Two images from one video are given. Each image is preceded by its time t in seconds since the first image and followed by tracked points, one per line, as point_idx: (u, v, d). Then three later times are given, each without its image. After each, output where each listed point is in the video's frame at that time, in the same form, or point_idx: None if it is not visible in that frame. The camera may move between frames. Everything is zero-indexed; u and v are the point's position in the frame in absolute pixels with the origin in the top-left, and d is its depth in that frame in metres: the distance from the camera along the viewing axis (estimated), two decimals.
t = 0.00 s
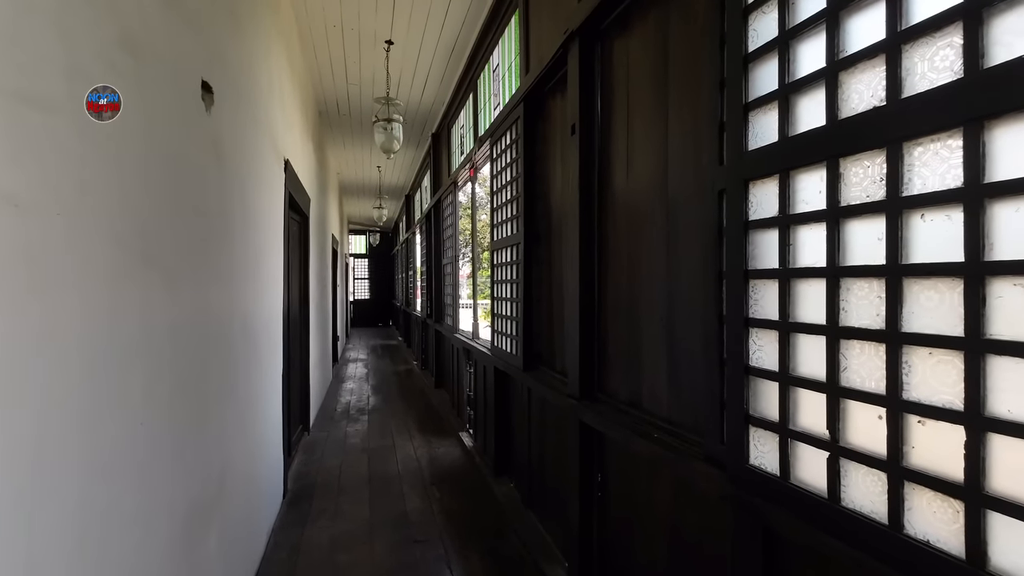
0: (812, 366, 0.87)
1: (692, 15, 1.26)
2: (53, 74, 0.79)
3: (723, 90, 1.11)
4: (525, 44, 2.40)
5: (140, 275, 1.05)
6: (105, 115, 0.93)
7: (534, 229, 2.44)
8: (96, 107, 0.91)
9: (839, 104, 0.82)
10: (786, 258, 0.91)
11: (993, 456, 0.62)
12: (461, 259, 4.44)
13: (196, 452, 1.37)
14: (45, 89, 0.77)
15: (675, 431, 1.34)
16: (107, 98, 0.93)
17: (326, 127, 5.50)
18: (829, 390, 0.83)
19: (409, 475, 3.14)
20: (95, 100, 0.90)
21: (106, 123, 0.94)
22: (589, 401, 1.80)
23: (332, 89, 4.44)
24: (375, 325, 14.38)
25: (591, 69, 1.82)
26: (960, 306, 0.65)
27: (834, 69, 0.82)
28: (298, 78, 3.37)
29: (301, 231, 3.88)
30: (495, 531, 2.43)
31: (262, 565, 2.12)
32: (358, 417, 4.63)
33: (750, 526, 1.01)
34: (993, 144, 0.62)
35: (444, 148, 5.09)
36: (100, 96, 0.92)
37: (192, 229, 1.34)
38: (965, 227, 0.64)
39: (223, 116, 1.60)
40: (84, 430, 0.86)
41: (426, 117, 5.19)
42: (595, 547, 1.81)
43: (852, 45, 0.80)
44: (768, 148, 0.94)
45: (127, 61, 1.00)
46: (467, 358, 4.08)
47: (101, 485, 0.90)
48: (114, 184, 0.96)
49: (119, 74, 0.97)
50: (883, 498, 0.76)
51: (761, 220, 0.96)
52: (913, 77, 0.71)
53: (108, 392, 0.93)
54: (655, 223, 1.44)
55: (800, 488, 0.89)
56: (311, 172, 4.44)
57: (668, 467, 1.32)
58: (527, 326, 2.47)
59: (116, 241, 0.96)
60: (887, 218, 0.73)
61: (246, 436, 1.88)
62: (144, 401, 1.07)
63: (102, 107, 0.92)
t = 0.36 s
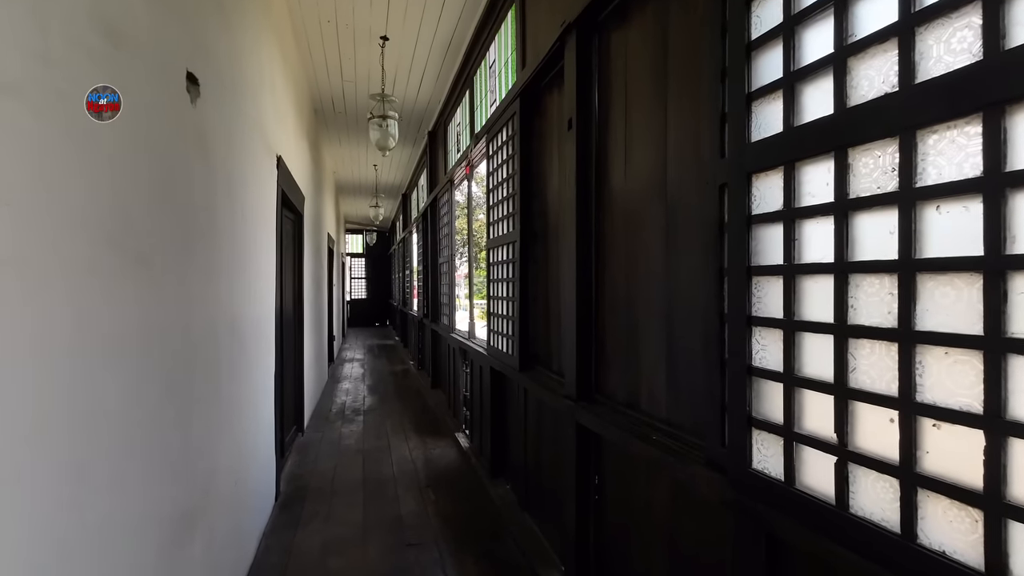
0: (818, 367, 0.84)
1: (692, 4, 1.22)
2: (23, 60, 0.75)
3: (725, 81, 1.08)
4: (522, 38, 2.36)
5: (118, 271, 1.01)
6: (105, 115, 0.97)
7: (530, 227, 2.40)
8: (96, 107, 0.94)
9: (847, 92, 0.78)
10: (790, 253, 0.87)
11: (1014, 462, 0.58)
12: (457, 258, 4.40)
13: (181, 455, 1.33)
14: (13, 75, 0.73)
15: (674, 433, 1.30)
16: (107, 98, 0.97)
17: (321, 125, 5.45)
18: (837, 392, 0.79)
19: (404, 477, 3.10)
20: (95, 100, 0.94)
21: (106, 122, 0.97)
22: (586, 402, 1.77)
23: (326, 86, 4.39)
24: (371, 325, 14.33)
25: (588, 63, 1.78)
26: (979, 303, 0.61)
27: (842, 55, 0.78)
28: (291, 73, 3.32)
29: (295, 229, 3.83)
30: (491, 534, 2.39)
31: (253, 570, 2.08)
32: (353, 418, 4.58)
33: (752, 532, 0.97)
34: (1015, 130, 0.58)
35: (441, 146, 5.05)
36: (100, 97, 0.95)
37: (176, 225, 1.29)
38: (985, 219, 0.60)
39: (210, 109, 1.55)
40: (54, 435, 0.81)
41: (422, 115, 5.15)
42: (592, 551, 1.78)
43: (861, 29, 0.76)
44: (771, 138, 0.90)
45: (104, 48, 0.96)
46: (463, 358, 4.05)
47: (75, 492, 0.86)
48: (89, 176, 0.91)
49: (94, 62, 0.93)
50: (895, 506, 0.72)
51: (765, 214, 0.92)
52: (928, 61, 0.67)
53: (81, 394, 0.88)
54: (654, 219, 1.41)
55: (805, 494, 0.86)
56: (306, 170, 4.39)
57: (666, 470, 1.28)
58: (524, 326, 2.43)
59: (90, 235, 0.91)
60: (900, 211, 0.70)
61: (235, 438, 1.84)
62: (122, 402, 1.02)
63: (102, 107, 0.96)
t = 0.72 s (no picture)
0: (836, 372, 0.78)
1: None
2: None
3: (734, 69, 1.02)
4: (521, 31, 2.30)
5: (94, 268, 0.95)
6: (105, 115, 1.00)
7: (529, 224, 2.35)
8: (96, 107, 0.97)
9: (870, 77, 0.72)
10: (806, 251, 0.82)
11: None
12: (455, 256, 4.34)
13: (169, 460, 1.26)
14: None
15: (678, 439, 1.24)
16: (107, 98, 0.99)
17: (318, 122, 5.39)
18: (858, 400, 0.74)
19: (400, 479, 3.04)
20: (95, 100, 0.97)
21: (106, 122, 1.00)
22: (585, 404, 1.71)
23: (322, 81, 4.32)
24: (370, 323, 14.26)
25: (589, 54, 1.72)
26: (1020, 305, 0.56)
27: (864, 38, 0.72)
28: (286, 68, 3.25)
29: (290, 227, 3.77)
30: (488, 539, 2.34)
31: None
32: (350, 418, 4.53)
33: (761, 546, 0.92)
34: None
35: (439, 144, 4.99)
36: (100, 97, 0.98)
37: (161, 220, 1.23)
38: None
39: (196, 100, 1.49)
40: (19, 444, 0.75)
41: (420, 111, 5.08)
42: (591, 558, 1.72)
43: (885, 9, 0.71)
44: (785, 128, 0.84)
45: (75, 32, 0.90)
46: (461, 358, 3.99)
47: (44, 505, 0.80)
48: (59, 167, 0.85)
49: (61, 45, 0.86)
50: (922, 524, 0.67)
51: (778, 209, 0.87)
52: (962, 41, 0.62)
53: (50, 399, 0.82)
54: (657, 215, 1.35)
55: (822, 508, 0.80)
56: (302, 166, 4.32)
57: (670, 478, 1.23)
58: (522, 325, 2.37)
59: (61, 229, 0.85)
60: (930, 205, 0.64)
61: (226, 441, 1.78)
62: (98, 408, 0.95)
63: (102, 107, 0.98)
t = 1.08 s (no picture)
0: (864, 383, 0.72)
1: None
2: None
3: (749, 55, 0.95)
4: (522, 23, 2.23)
5: (64, 268, 0.87)
6: (104, 115, 1.01)
7: (529, 223, 2.28)
8: (96, 107, 0.98)
9: (904, 58, 0.66)
10: (830, 250, 0.76)
11: None
12: (455, 256, 4.28)
13: (151, 470, 1.19)
14: None
15: (686, 449, 1.18)
16: (109, 99, 1.01)
17: (317, 120, 5.33)
18: (890, 415, 0.67)
19: (398, 483, 2.98)
20: (95, 101, 0.98)
21: (106, 122, 1.01)
22: (588, 410, 1.65)
23: (320, 77, 4.25)
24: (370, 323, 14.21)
25: (592, 46, 1.65)
26: None
27: (897, 15, 0.66)
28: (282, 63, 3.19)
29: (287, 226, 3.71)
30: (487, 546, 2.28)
31: None
32: (349, 420, 4.47)
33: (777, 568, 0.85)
34: None
35: (439, 142, 4.93)
36: (100, 97, 0.99)
37: (146, 218, 1.17)
38: None
39: (182, 91, 1.42)
40: None
41: (419, 109, 5.02)
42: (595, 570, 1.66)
43: None
44: (807, 117, 0.78)
45: (46, 14, 0.83)
46: (460, 359, 3.93)
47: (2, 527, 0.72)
48: (24, 158, 0.78)
49: (31, 28, 0.79)
50: (963, 556, 0.60)
51: (799, 206, 0.81)
52: (1013, 14, 0.55)
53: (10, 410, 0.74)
54: (664, 213, 1.28)
55: (849, 531, 0.74)
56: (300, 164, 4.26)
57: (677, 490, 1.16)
58: (522, 327, 2.31)
59: (25, 224, 0.78)
60: (975, 199, 0.58)
61: (215, 447, 1.72)
62: (71, 418, 0.88)
63: (104, 108, 1.00)
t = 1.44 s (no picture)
0: (888, 394, 0.67)
1: None
2: None
3: (761, 46, 0.90)
4: (524, 20, 2.19)
5: (50, 269, 0.83)
6: (105, 115, 1.00)
7: (533, 224, 2.24)
8: (97, 107, 0.98)
9: (934, 43, 0.61)
10: (851, 251, 0.71)
11: None
12: (458, 258, 4.24)
13: (141, 479, 1.15)
14: None
15: (695, 458, 1.13)
16: (109, 99, 1.01)
17: (319, 121, 5.31)
18: (918, 430, 0.62)
19: (400, 488, 2.94)
20: (95, 101, 0.97)
21: (106, 122, 1.01)
22: (592, 417, 1.60)
23: (323, 78, 4.23)
24: (375, 324, 14.21)
25: (596, 41, 1.60)
26: None
27: None
28: (283, 63, 3.16)
29: (289, 227, 3.69)
30: (490, 554, 2.22)
31: None
32: (352, 423, 4.44)
33: None
34: None
35: (442, 143, 4.90)
36: (100, 97, 0.99)
37: (136, 219, 1.12)
38: None
39: (176, 88, 1.39)
40: None
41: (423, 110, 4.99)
42: None
43: None
44: (826, 108, 0.73)
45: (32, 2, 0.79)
46: (463, 362, 3.89)
47: None
48: (8, 153, 0.74)
49: (16, 18, 0.75)
50: None
51: (816, 204, 0.76)
52: None
53: None
54: (671, 213, 1.23)
55: (873, 554, 0.69)
56: (303, 166, 4.23)
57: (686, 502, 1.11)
58: (525, 330, 2.27)
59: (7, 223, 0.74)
60: (1016, 195, 0.53)
61: (211, 453, 1.67)
62: (51, 425, 0.84)
63: (104, 108, 1.00)
